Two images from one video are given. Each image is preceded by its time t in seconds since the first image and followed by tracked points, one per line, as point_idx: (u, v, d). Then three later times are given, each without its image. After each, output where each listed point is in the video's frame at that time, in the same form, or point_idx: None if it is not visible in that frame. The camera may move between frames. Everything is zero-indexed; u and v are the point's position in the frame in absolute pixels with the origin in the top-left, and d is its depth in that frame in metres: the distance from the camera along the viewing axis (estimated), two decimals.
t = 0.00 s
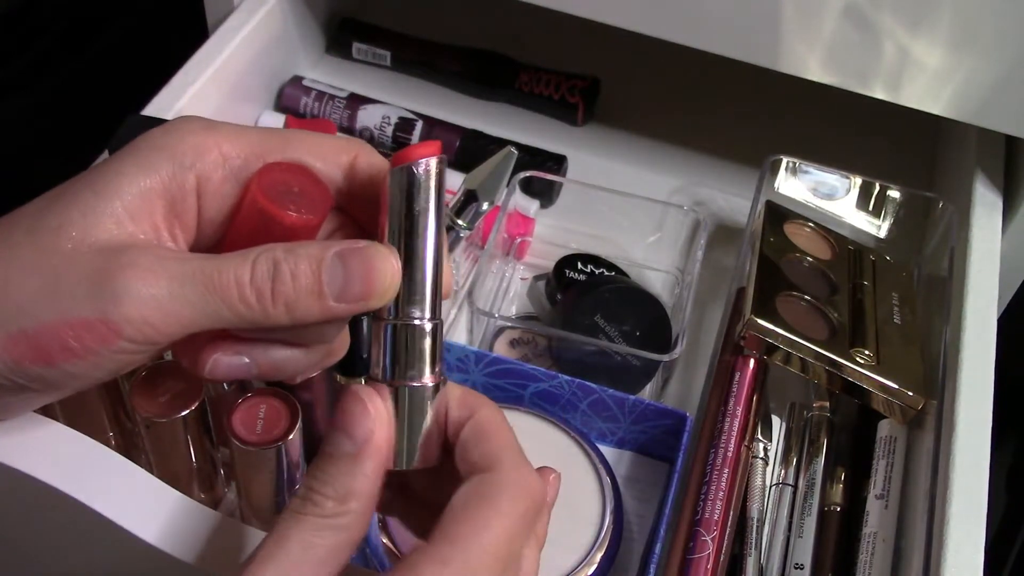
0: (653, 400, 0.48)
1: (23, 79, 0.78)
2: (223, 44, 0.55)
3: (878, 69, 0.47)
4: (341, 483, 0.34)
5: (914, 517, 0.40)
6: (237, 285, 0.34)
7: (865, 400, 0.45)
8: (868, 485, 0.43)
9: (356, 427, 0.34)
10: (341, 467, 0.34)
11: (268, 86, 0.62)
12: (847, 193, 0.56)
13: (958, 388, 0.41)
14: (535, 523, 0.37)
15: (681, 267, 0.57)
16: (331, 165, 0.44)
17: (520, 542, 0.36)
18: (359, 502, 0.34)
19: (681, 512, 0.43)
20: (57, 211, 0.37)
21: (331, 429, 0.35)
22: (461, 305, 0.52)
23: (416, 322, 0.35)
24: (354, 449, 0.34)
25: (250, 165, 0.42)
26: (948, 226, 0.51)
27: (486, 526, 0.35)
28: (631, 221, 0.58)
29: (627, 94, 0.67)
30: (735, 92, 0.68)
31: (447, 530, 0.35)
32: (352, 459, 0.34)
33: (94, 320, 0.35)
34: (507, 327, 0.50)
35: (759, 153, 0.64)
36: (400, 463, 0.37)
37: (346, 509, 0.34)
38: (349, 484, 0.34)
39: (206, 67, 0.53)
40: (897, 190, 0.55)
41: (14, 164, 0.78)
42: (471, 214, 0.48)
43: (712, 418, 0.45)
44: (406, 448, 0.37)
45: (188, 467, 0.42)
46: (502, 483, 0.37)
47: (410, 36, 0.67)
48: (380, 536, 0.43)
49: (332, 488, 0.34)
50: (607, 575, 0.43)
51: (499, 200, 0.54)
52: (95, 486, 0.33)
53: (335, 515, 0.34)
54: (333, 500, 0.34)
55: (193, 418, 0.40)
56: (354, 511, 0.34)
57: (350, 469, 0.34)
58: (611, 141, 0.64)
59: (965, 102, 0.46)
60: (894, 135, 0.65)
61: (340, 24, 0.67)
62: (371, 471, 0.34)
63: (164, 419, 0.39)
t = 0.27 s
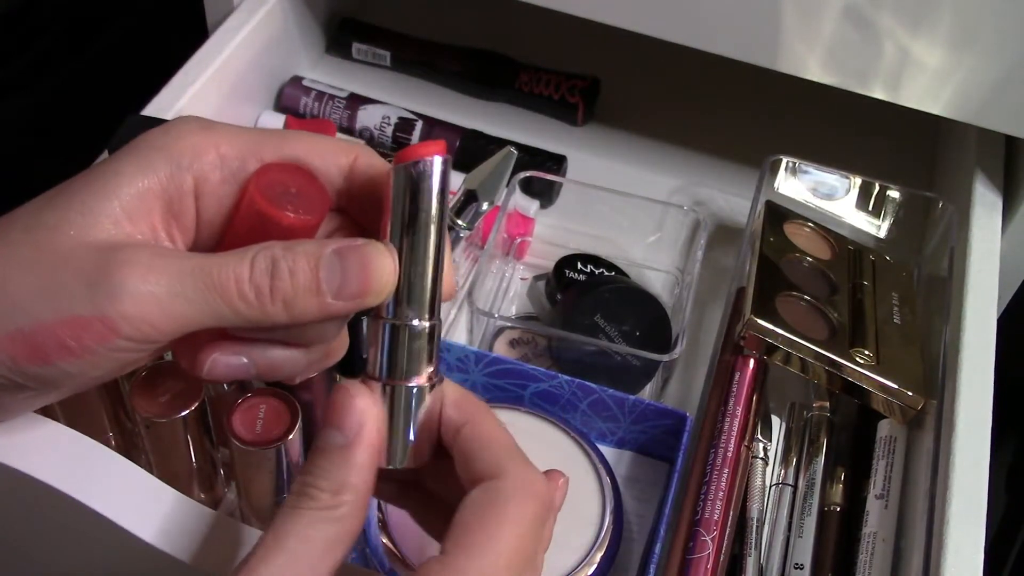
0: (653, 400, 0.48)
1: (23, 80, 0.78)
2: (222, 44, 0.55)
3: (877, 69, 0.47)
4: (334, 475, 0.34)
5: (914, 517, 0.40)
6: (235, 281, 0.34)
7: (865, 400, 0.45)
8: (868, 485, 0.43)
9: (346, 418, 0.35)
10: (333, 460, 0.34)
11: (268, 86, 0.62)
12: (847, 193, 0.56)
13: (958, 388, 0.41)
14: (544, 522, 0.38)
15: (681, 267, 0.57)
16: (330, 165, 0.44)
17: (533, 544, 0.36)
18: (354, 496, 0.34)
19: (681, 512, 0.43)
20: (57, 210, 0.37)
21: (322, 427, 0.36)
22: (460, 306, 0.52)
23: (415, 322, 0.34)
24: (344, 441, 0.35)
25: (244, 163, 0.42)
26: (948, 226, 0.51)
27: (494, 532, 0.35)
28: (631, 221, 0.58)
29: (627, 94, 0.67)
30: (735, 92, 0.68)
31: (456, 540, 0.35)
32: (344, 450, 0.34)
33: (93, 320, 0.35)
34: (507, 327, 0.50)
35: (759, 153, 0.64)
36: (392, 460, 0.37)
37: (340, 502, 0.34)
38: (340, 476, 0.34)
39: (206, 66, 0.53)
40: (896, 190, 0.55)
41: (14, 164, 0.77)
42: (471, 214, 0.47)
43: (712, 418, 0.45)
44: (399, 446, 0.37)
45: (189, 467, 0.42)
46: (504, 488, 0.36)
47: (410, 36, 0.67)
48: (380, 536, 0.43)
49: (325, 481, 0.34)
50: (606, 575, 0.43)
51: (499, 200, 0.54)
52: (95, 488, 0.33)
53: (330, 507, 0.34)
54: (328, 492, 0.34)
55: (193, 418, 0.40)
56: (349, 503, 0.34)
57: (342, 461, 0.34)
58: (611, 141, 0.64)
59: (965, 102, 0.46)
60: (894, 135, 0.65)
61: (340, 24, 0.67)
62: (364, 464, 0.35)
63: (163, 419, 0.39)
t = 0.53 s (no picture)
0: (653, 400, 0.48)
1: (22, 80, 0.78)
2: (222, 44, 0.55)
3: (877, 69, 0.47)
4: (338, 478, 0.34)
5: (914, 517, 0.40)
6: (242, 288, 0.34)
7: (865, 400, 0.45)
8: (868, 485, 0.43)
9: (350, 420, 0.34)
10: (338, 463, 0.34)
11: (268, 86, 0.62)
12: (847, 193, 0.56)
13: (958, 388, 0.41)
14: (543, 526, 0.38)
15: (681, 268, 0.57)
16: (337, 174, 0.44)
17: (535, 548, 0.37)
18: (358, 497, 0.34)
19: (681, 512, 0.43)
20: (57, 211, 0.37)
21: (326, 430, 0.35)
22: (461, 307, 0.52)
23: (421, 327, 0.34)
24: (348, 443, 0.34)
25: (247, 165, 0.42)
26: (948, 226, 0.51)
27: (495, 535, 0.35)
28: (631, 221, 0.58)
29: (627, 94, 0.67)
30: (734, 92, 0.68)
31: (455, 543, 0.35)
32: (348, 452, 0.34)
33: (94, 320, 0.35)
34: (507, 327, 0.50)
35: (759, 153, 0.64)
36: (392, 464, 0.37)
37: (344, 503, 0.34)
38: (345, 478, 0.34)
39: (206, 67, 0.53)
40: (896, 190, 0.55)
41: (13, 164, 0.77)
42: (471, 214, 0.48)
43: (712, 419, 0.45)
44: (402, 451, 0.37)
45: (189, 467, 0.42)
46: (502, 491, 0.37)
47: (410, 36, 0.67)
48: (381, 536, 0.43)
49: (330, 483, 0.34)
50: (606, 575, 0.43)
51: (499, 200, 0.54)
52: (101, 492, 0.33)
53: (334, 509, 0.34)
54: (332, 495, 0.34)
55: (193, 419, 0.40)
56: (354, 506, 0.34)
57: (347, 464, 0.34)
58: (611, 141, 0.64)
59: (965, 102, 0.47)
60: (893, 135, 0.65)
61: (340, 24, 0.67)
62: (369, 467, 0.35)
63: (162, 419, 0.39)
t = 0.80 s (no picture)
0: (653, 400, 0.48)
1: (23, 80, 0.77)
2: (223, 43, 0.55)
3: (878, 69, 0.47)
4: (345, 480, 0.34)
5: (914, 517, 0.40)
6: (241, 288, 0.34)
7: (865, 400, 0.45)
8: (869, 486, 0.43)
9: (356, 422, 0.34)
10: (344, 465, 0.34)
11: (268, 86, 0.62)
12: (847, 193, 0.56)
13: (959, 388, 0.41)
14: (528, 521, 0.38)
15: (681, 268, 0.57)
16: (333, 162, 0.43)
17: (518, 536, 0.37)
18: (363, 499, 0.34)
19: (681, 512, 0.43)
20: (58, 209, 0.37)
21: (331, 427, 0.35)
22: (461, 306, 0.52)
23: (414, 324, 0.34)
24: (354, 446, 0.34)
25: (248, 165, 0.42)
26: (948, 226, 0.51)
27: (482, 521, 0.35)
28: (631, 222, 0.58)
29: (627, 94, 0.67)
30: (735, 92, 0.68)
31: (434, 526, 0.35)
32: (356, 454, 0.34)
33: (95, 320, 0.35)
34: (507, 327, 0.50)
35: (759, 154, 0.64)
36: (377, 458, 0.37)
37: (350, 505, 0.34)
38: (351, 481, 0.34)
39: (207, 66, 0.53)
40: (897, 190, 0.55)
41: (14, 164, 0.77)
42: (471, 213, 0.50)
43: (712, 419, 0.45)
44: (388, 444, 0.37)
45: (189, 466, 0.42)
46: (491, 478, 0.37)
47: (411, 36, 0.68)
48: (380, 536, 0.42)
49: (335, 485, 0.34)
50: (606, 575, 0.43)
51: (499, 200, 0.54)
52: (101, 488, 0.33)
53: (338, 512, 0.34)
54: (337, 496, 0.34)
55: (193, 418, 0.40)
56: (358, 507, 0.34)
57: (353, 465, 0.34)
58: (611, 141, 0.64)
59: (965, 102, 0.46)
60: (894, 136, 0.65)
61: (341, 24, 0.67)
62: (374, 465, 0.35)
63: (162, 418, 0.39)
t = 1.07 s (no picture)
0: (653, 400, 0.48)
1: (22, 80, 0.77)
2: (223, 43, 0.55)
3: (878, 69, 0.47)
4: (334, 456, 0.36)
5: (914, 518, 0.40)
6: (245, 289, 0.34)
7: (865, 400, 0.45)
8: (869, 486, 0.43)
9: (339, 401, 0.37)
10: (330, 441, 0.36)
11: (268, 86, 0.62)
12: (847, 193, 0.56)
13: (959, 388, 0.41)
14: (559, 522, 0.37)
15: (682, 268, 0.57)
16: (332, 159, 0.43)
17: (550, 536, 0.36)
18: (353, 474, 0.35)
19: (681, 512, 0.43)
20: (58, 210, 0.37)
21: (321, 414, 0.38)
22: (461, 305, 0.52)
23: (418, 318, 0.34)
24: (339, 424, 0.36)
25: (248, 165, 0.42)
26: (948, 226, 0.51)
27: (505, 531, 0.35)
28: (631, 222, 0.58)
29: (627, 94, 0.67)
30: (734, 92, 0.68)
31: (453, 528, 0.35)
32: (338, 434, 0.36)
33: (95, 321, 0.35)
34: (507, 327, 0.50)
35: (759, 154, 0.64)
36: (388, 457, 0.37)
37: (338, 480, 0.35)
38: (337, 458, 0.36)
39: (207, 66, 0.53)
40: (897, 190, 0.55)
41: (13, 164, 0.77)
42: (471, 214, 0.49)
43: (712, 419, 0.45)
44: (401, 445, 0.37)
45: (189, 466, 0.42)
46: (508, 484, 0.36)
47: (410, 36, 0.68)
48: (380, 536, 0.42)
49: (322, 461, 0.36)
50: (607, 575, 0.43)
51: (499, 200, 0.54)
52: (101, 488, 0.33)
53: (328, 487, 0.35)
54: (325, 471, 0.35)
55: (193, 419, 0.40)
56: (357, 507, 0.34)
57: (340, 442, 0.36)
58: (611, 140, 0.64)
59: (966, 102, 0.46)
60: (894, 136, 0.65)
61: (340, 24, 0.67)
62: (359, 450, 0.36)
63: (161, 419, 0.39)
